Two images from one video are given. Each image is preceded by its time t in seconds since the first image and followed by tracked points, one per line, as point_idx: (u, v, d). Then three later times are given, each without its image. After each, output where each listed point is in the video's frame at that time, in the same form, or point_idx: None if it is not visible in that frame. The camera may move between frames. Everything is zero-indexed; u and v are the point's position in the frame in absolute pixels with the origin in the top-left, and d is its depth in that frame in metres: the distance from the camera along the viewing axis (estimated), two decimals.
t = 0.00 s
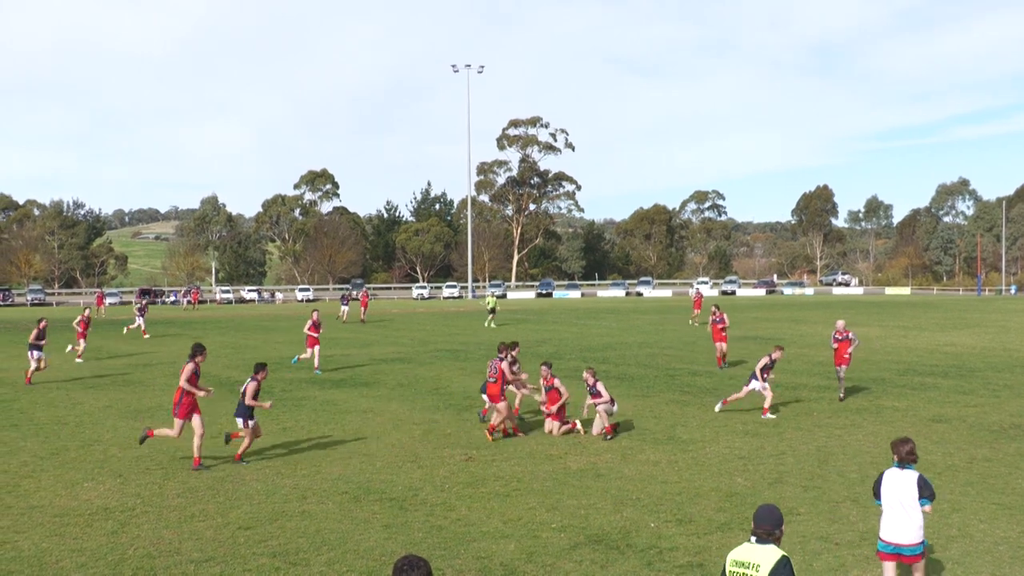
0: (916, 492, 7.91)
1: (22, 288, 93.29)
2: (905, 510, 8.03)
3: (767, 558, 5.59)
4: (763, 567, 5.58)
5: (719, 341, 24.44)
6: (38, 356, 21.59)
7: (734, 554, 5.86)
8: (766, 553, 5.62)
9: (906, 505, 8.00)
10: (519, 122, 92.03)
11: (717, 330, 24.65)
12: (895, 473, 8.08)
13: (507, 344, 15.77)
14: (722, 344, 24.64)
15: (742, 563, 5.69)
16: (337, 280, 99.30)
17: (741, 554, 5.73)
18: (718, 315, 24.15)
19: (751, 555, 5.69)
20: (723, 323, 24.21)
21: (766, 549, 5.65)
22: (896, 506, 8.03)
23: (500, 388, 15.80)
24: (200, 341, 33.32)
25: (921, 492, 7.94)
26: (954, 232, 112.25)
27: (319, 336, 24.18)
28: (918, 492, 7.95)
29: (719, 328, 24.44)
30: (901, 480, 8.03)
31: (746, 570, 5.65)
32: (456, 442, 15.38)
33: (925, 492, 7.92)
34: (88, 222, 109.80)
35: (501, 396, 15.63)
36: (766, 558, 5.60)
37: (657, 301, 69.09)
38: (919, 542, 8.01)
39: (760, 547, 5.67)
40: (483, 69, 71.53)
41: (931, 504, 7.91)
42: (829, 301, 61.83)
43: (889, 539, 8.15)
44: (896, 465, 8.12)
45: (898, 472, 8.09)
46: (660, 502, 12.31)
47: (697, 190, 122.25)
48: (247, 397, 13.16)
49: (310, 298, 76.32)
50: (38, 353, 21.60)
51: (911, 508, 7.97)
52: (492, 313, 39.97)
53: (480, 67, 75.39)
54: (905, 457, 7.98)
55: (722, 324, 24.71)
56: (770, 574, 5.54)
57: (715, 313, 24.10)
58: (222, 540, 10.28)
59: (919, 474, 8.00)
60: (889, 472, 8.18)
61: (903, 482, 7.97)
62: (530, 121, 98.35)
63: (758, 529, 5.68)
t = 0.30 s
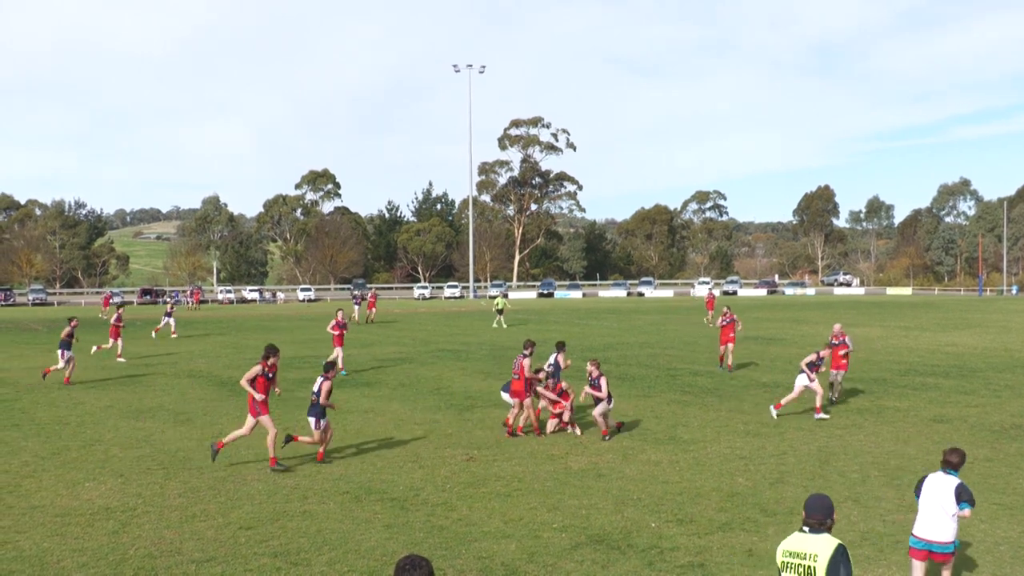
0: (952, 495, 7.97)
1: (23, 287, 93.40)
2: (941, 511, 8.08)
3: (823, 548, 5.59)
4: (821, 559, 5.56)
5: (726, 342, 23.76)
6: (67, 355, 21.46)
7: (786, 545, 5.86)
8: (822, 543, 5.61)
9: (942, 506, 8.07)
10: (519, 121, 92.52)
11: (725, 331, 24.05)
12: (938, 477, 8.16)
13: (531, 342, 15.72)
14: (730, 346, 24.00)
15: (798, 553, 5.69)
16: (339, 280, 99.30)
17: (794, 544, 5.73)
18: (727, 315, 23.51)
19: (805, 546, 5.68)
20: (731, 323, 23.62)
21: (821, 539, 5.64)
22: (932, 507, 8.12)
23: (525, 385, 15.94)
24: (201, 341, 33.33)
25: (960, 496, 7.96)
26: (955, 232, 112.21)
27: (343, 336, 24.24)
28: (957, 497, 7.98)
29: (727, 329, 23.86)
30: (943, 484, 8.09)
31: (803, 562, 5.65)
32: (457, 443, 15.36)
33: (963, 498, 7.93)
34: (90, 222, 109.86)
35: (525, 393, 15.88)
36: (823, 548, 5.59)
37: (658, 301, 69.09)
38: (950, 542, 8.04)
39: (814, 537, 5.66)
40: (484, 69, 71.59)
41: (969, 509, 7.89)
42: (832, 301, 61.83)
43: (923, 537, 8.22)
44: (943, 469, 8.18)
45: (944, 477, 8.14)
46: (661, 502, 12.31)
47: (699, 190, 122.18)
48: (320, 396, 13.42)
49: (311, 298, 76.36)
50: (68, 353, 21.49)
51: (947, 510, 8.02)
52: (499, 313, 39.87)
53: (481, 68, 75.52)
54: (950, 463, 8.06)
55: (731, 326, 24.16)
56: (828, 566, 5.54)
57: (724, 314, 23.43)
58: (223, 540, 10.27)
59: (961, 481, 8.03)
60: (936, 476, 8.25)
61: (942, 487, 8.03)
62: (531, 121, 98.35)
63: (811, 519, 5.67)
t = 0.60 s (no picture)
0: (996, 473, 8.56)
1: (22, 287, 93.38)
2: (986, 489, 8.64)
3: (884, 551, 5.60)
4: (884, 561, 5.59)
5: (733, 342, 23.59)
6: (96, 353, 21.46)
7: (842, 547, 5.88)
8: (883, 546, 5.62)
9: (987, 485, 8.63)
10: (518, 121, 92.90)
11: (731, 331, 23.96)
12: (981, 460, 8.74)
13: (544, 341, 15.85)
14: (736, 347, 23.85)
15: (857, 555, 5.71)
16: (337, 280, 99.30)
17: (854, 546, 5.74)
18: (733, 316, 23.42)
19: (865, 547, 5.69)
20: (739, 323, 23.55)
21: (882, 541, 5.65)
22: (976, 487, 8.68)
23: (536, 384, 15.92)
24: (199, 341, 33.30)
25: (1002, 472, 8.58)
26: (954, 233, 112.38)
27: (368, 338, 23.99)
28: (998, 474, 8.59)
29: (734, 329, 23.73)
30: (984, 466, 8.67)
31: (865, 564, 5.66)
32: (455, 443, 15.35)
33: (1005, 473, 8.56)
34: (88, 222, 109.81)
35: (535, 392, 15.86)
36: (884, 551, 5.60)
37: (657, 301, 69.10)
38: (993, 521, 8.56)
39: (873, 539, 5.67)
40: (482, 70, 71.47)
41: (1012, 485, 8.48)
42: (832, 302, 61.87)
43: (967, 517, 8.75)
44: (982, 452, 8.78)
45: (984, 460, 8.74)
46: (660, 502, 12.31)
47: (698, 191, 122.19)
48: (390, 394, 13.19)
49: (310, 298, 76.38)
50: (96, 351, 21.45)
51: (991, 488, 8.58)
52: (507, 314, 39.72)
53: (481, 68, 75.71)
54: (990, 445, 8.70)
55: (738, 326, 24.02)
56: (892, 569, 5.55)
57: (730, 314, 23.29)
58: (221, 541, 10.27)
59: (1000, 461, 8.66)
60: (976, 460, 8.82)
61: (985, 466, 8.62)
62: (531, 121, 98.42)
63: (868, 521, 5.67)
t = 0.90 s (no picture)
0: None
1: (19, 288, 93.43)
2: None
3: (931, 543, 5.66)
4: (929, 552, 5.64)
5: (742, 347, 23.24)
6: (125, 354, 21.51)
7: (886, 537, 5.93)
8: (929, 537, 5.69)
9: None
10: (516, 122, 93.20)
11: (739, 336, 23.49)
12: None
13: (549, 341, 15.85)
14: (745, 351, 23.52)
15: (903, 546, 5.76)
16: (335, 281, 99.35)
17: (899, 537, 5.80)
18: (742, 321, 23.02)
19: (912, 539, 5.76)
20: (747, 328, 23.13)
21: (927, 534, 5.73)
22: None
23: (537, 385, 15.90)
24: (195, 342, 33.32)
25: None
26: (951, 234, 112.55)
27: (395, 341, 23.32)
28: None
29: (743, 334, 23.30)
30: None
31: (910, 554, 5.72)
32: (451, 445, 15.33)
33: None
34: (86, 222, 109.92)
35: (535, 390, 15.84)
36: (931, 542, 5.66)
37: (654, 303, 69.09)
38: None
39: (920, 530, 5.75)
40: (480, 70, 71.55)
41: None
42: (829, 303, 61.90)
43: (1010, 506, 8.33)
44: None
45: None
46: (657, 503, 12.31)
47: (696, 191, 122.22)
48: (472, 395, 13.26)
49: (307, 299, 76.36)
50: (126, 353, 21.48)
51: None
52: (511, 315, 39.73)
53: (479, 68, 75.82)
54: None
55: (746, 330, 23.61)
56: (938, 561, 5.61)
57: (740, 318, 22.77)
58: (218, 541, 10.28)
59: None
60: None
61: None
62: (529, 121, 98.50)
63: (913, 513, 5.76)
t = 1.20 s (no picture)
0: None
1: (20, 288, 93.48)
2: None
3: (965, 536, 5.74)
4: (964, 546, 5.72)
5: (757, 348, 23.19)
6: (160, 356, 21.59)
7: (925, 533, 6.01)
8: (964, 531, 5.77)
9: None
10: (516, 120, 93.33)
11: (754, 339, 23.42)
12: None
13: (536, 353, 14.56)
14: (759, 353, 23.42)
15: (938, 540, 5.84)
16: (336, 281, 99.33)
17: (936, 532, 5.88)
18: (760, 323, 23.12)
19: (947, 534, 5.83)
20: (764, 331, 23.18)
21: (961, 527, 5.79)
22: None
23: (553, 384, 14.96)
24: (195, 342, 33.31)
25: None
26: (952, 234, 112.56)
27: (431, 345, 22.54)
28: None
29: (759, 337, 23.28)
30: None
31: (944, 548, 5.81)
32: (452, 444, 15.35)
33: None
34: (87, 222, 109.97)
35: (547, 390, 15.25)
36: (965, 535, 5.74)
37: (655, 302, 69.04)
38: None
39: (954, 525, 5.82)
40: (480, 69, 71.58)
41: None
42: (830, 303, 61.86)
43: None
44: None
45: None
46: (658, 503, 12.30)
47: (697, 191, 122.19)
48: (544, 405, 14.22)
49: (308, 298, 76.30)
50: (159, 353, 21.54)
51: None
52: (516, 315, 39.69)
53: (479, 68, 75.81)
54: None
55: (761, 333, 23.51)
56: (973, 553, 5.68)
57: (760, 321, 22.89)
58: (219, 540, 10.28)
59: None
60: None
61: None
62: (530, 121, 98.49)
63: (947, 507, 5.83)
